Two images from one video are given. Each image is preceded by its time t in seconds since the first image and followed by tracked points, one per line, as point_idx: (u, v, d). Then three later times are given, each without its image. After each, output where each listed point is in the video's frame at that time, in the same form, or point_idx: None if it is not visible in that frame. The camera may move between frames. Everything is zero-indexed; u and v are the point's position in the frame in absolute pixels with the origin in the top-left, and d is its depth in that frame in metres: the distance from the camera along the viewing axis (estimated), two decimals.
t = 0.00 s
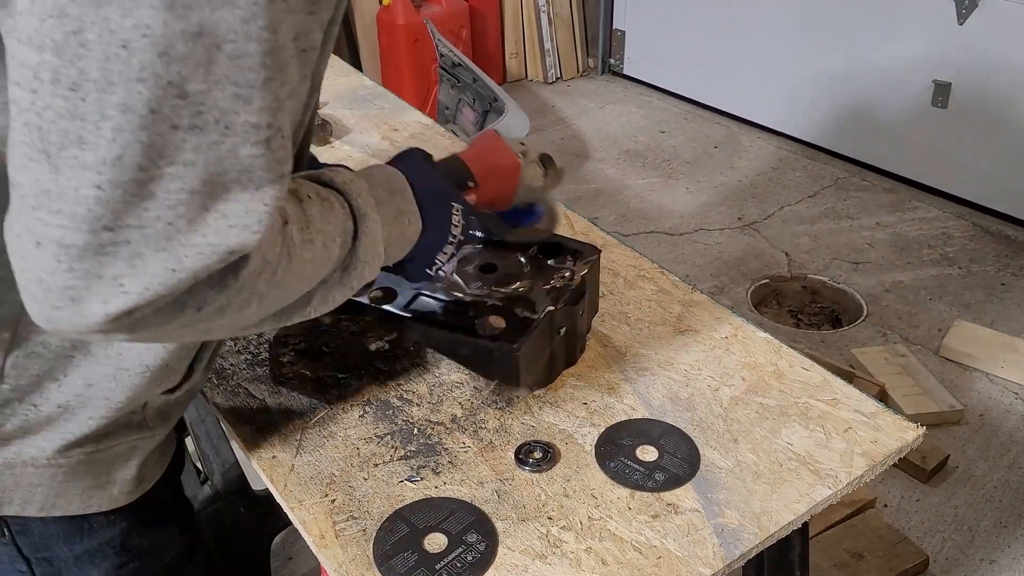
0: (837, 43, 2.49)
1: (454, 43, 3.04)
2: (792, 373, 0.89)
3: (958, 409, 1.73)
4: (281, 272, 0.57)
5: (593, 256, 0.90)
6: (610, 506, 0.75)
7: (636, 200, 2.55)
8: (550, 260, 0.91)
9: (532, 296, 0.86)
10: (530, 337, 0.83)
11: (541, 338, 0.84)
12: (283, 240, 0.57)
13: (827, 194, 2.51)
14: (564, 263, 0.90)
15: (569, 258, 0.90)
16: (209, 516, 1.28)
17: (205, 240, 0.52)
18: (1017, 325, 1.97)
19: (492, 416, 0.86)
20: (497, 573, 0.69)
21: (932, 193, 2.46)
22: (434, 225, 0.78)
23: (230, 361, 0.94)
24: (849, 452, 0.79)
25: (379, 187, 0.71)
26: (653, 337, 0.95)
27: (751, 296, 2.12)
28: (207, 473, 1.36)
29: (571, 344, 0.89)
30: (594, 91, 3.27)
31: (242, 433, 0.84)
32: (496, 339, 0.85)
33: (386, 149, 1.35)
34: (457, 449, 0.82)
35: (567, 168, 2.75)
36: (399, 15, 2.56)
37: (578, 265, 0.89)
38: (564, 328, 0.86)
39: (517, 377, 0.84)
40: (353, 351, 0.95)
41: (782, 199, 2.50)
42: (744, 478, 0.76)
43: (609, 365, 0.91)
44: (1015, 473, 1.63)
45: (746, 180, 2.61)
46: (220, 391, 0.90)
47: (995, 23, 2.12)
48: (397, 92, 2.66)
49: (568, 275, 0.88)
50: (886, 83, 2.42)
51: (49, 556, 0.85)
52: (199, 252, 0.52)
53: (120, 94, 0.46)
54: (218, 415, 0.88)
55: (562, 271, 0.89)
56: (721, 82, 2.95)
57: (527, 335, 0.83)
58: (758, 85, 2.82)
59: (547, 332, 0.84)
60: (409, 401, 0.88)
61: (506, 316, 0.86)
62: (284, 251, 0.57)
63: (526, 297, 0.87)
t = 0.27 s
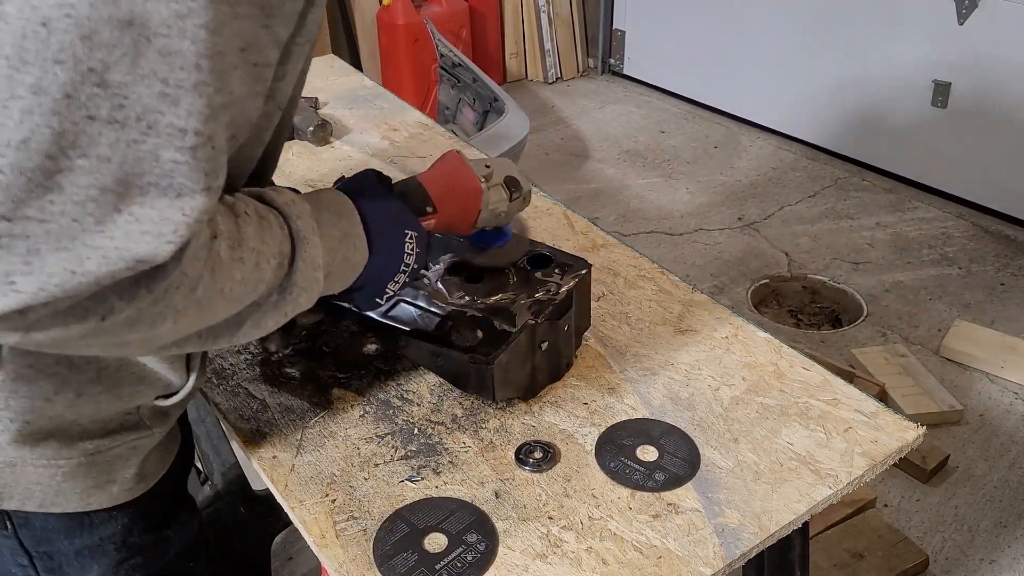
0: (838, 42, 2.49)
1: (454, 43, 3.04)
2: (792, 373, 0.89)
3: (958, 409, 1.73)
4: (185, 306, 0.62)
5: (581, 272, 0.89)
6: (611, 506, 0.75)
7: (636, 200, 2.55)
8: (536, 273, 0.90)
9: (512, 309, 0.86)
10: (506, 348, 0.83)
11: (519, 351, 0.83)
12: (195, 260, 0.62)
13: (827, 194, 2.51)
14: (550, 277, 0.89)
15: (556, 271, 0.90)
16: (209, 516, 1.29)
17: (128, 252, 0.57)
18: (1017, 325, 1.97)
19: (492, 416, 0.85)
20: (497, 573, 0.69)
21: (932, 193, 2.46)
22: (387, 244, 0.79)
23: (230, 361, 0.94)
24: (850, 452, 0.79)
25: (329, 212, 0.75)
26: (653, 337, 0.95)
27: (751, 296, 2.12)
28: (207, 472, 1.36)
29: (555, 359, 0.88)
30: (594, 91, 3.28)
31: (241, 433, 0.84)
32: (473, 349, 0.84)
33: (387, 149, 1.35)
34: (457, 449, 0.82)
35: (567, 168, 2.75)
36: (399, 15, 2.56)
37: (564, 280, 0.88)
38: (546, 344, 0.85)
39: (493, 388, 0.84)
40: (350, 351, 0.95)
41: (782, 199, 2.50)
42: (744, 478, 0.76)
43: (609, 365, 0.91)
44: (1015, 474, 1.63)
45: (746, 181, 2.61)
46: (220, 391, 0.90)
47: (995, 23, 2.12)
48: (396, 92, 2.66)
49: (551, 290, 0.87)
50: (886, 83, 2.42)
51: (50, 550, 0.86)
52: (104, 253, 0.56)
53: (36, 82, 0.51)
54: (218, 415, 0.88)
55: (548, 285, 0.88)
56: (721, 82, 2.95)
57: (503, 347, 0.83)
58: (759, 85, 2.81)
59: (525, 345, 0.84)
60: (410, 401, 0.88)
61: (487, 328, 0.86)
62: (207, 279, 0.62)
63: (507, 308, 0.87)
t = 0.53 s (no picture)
0: (838, 43, 2.49)
1: (454, 43, 3.04)
2: (792, 373, 0.89)
3: (958, 409, 1.73)
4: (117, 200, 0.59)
5: (582, 275, 0.89)
6: (611, 505, 0.75)
7: (636, 200, 2.55)
8: (536, 276, 0.91)
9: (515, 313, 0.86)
10: (510, 348, 0.82)
11: (520, 352, 0.83)
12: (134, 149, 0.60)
13: (827, 194, 2.51)
14: (550, 280, 0.90)
15: (556, 274, 0.91)
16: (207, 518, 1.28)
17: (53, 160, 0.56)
18: (1017, 325, 1.97)
19: (492, 416, 0.85)
20: (497, 573, 0.69)
21: (933, 193, 2.46)
22: (308, 225, 0.73)
23: (230, 361, 0.94)
24: (850, 452, 0.79)
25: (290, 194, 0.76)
26: (653, 336, 0.95)
27: (751, 296, 2.12)
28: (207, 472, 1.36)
29: (556, 362, 0.87)
30: (594, 92, 3.27)
31: (241, 433, 0.84)
32: (473, 348, 0.83)
33: (387, 149, 1.35)
34: (457, 449, 0.82)
35: (566, 168, 2.75)
36: (399, 15, 2.56)
37: (565, 283, 0.89)
38: (547, 346, 0.85)
39: (493, 389, 0.83)
40: (350, 352, 0.95)
41: (782, 199, 2.50)
42: (744, 478, 0.77)
43: (609, 366, 0.91)
44: (1015, 474, 1.63)
45: (746, 181, 2.61)
46: (220, 391, 0.90)
47: (995, 24, 2.12)
48: (396, 92, 2.66)
49: (554, 293, 0.87)
50: (886, 83, 2.42)
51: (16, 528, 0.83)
52: None
53: None
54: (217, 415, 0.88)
55: (548, 287, 0.89)
56: (721, 82, 2.95)
57: (506, 347, 0.82)
58: (759, 85, 2.81)
59: (526, 347, 0.83)
60: (409, 401, 0.88)
61: (487, 329, 0.85)
62: (124, 185, 0.59)
63: (511, 310, 0.87)
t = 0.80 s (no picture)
0: (838, 43, 2.49)
1: (454, 43, 3.04)
2: (792, 373, 0.89)
3: (958, 409, 1.73)
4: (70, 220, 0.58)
5: (582, 275, 0.89)
6: (611, 505, 0.75)
7: (635, 200, 2.55)
8: (537, 275, 0.90)
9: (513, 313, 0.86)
10: (506, 350, 0.82)
11: (520, 352, 0.83)
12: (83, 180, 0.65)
13: (827, 194, 2.51)
14: (550, 279, 0.90)
15: (556, 275, 0.90)
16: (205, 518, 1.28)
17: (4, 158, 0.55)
18: (1017, 325, 1.97)
19: (492, 416, 0.85)
20: (497, 573, 0.69)
21: (933, 194, 2.46)
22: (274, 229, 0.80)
23: (230, 361, 0.94)
24: (850, 452, 0.79)
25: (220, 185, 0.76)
26: (653, 336, 0.95)
27: (751, 296, 2.12)
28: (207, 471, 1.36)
29: (556, 361, 0.87)
30: (594, 92, 3.27)
31: (241, 433, 0.84)
32: (472, 348, 0.83)
33: (386, 149, 1.35)
34: (457, 449, 0.82)
35: (566, 168, 2.75)
36: (399, 15, 2.56)
37: (565, 283, 0.88)
38: (547, 346, 0.85)
39: (493, 389, 0.83)
40: (351, 351, 0.95)
41: (782, 199, 2.50)
42: (744, 478, 0.76)
43: (608, 365, 0.91)
44: (1015, 474, 1.63)
45: (746, 180, 2.61)
46: (220, 391, 0.90)
47: (995, 23, 2.12)
48: (397, 92, 2.66)
49: (553, 292, 0.87)
50: (886, 83, 2.42)
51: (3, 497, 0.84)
52: None
53: None
54: (218, 415, 0.88)
55: (548, 287, 0.88)
56: (721, 82, 2.95)
57: (504, 348, 0.82)
58: (759, 85, 2.81)
59: (526, 346, 0.83)
60: (409, 401, 0.88)
61: (486, 330, 0.85)
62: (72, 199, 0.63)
63: (510, 310, 0.87)
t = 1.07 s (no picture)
0: (838, 43, 2.49)
1: (454, 43, 3.04)
2: (792, 373, 0.89)
3: (958, 409, 1.73)
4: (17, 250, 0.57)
5: (581, 274, 0.89)
6: (610, 505, 0.75)
7: (636, 200, 2.55)
8: (536, 275, 0.90)
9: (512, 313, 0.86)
10: (505, 350, 0.82)
11: (519, 351, 0.83)
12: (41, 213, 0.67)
13: (827, 194, 2.51)
14: (550, 279, 0.89)
15: (556, 274, 0.90)
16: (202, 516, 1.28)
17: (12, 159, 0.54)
18: (1017, 325, 1.97)
19: (492, 416, 0.85)
20: (497, 573, 0.69)
21: (933, 194, 2.46)
22: (253, 247, 0.80)
23: (230, 361, 0.94)
24: (850, 452, 0.79)
25: (187, 202, 0.75)
26: (652, 336, 0.95)
27: (751, 296, 2.12)
28: (206, 471, 1.36)
29: (554, 361, 0.87)
30: (594, 92, 3.28)
31: (241, 433, 0.84)
32: (471, 348, 0.83)
33: (386, 149, 1.35)
34: (457, 449, 0.82)
35: (566, 168, 2.75)
36: (399, 14, 2.56)
37: (564, 282, 0.88)
38: (546, 346, 0.85)
39: (492, 388, 0.83)
40: (351, 351, 0.95)
41: (782, 199, 2.50)
42: (744, 478, 0.76)
43: (609, 365, 0.91)
44: (1015, 474, 1.63)
45: (746, 180, 2.61)
46: (220, 391, 0.90)
47: (995, 23, 2.12)
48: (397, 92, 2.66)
49: (553, 292, 0.87)
50: (886, 83, 2.42)
51: None
52: None
53: None
54: (218, 415, 0.88)
55: (547, 287, 0.88)
56: (721, 82, 2.95)
57: (502, 349, 0.82)
58: (759, 85, 2.81)
59: (525, 346, 0.83)
60: (409, 401, 0.88)
61: (485, 331, 0.85)
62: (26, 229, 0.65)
63: (509, 311, 0.87)
